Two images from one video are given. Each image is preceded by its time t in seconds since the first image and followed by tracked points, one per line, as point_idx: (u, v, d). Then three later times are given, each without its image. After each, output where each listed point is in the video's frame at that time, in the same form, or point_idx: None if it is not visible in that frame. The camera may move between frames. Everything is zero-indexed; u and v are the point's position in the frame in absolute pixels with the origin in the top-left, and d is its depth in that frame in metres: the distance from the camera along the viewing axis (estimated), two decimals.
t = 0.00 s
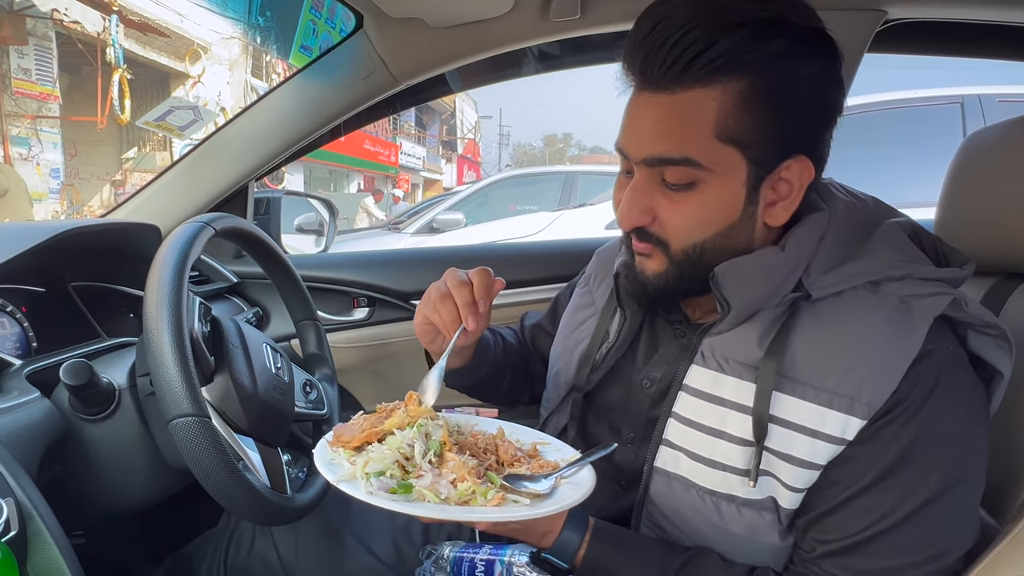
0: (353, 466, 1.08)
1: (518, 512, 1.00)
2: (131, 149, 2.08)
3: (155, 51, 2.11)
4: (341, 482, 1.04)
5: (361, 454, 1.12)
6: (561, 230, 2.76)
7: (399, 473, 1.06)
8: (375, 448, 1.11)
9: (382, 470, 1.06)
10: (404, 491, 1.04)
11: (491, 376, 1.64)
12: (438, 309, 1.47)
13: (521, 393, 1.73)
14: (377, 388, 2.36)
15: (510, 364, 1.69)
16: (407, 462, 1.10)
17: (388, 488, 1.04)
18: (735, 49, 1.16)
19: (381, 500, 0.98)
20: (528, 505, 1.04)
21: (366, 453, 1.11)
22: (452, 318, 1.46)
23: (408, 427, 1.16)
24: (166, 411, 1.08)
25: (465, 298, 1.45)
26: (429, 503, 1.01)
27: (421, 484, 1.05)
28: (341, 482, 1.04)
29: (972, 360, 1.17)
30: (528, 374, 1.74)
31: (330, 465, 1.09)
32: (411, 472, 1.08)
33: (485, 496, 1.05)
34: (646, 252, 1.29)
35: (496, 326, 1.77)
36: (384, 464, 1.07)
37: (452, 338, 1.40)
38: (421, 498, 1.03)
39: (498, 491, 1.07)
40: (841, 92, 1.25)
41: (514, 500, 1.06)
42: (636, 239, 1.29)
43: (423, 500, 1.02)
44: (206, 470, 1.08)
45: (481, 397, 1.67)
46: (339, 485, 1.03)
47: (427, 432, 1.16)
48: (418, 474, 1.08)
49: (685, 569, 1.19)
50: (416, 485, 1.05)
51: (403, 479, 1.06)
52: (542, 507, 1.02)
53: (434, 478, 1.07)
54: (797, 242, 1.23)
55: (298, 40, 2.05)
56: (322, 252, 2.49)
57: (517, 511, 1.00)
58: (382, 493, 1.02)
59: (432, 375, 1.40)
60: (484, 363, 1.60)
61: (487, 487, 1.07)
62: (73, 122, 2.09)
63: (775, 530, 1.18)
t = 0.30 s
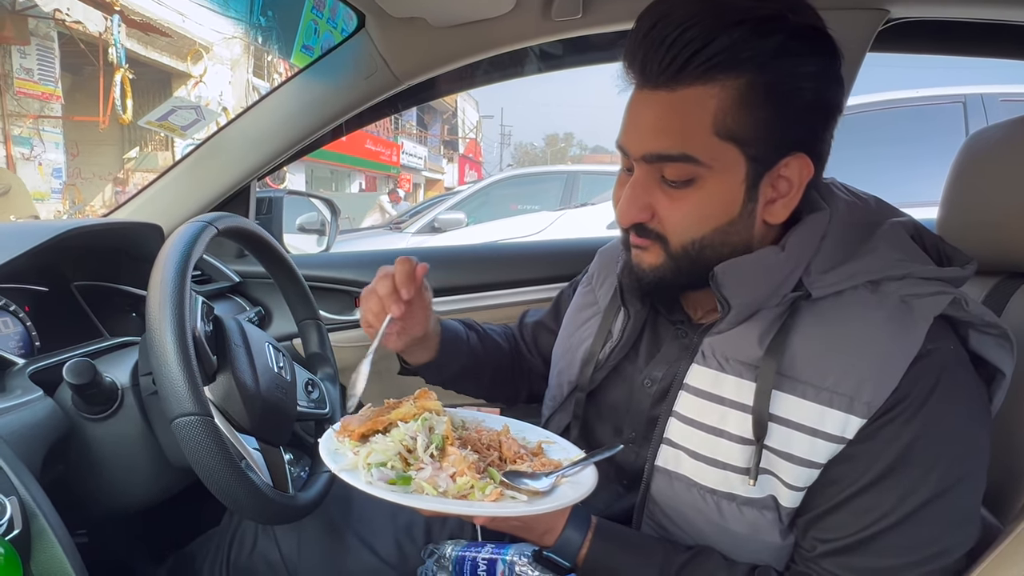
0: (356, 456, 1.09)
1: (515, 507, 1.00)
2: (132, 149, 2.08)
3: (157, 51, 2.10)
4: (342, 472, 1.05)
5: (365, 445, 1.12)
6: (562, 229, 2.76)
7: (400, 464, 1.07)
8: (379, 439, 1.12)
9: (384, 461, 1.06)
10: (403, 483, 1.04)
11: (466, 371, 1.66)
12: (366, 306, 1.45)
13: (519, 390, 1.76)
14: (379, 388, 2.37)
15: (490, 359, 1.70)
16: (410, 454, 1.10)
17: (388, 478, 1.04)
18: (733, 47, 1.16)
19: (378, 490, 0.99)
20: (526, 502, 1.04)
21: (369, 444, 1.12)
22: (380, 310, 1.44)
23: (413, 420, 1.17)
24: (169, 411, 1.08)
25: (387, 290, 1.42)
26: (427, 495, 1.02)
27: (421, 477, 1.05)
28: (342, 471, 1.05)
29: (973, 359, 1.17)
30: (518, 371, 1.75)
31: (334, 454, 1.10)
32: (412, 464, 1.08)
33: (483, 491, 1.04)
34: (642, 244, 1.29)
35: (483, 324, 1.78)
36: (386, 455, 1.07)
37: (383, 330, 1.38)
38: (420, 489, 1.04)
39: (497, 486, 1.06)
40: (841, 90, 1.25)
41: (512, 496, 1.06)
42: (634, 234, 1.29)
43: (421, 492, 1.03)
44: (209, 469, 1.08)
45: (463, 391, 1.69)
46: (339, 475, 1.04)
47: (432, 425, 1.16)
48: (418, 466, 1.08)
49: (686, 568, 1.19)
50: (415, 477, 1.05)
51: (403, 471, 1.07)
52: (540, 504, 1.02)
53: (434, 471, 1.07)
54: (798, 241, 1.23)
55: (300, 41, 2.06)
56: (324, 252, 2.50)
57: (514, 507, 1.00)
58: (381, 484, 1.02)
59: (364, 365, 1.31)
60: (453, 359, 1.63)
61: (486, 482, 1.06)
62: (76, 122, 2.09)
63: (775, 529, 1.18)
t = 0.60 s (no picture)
0: (349, 469, 1.08)
1: (512, 521, 0.99)
2: (133, 148, 2.07)
3: (158, 50, 2.08)
4: (335, 488, 1.03)
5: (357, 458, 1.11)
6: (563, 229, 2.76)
7: (394, 478, 1.06)
8: (371, 452, 1.11)
9: (377, 475, 1.06)
10: (397, 498, 1.03)
11: (466, 372, 1.65)
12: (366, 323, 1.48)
13: (521, 391, 1.76)
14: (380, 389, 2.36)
15: (490, 359, 1.70)
16: (403, 467, 1.09)
17: (382, 494, 1.03)
18: (729, 48, 1.15)
19: (372, 508, 0.97)
20: (523, 514, 1.03)
21: (362, 457, 1.11)
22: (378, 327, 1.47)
23: (406, 431, 1.16)
24: (167, 412, 1.08)
25: (383, 306, 1.45)
26: (423, 510, 1.01)
27: (416, 491, 1.04)
28: (336, 488, 1.03)
29: (976, 360, 1.17)
30: (518, 371, 1.75)
31: (326, 469, 1.08)
32: (406, 477, 1.08)
33: (479, 503, 1.04)
34: (641, 249, 1.29)
35: (484, 325, 1.78)
36: (380, 469, 1.06)
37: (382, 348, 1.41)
38: (415, 504, 1.03)
39: (493, 498, 1.06)
40: (840, 89, 1.24)
41: (509, 508, 1.05)
42: (633, 238, 1.29)
43: (416, 507, 1.02)
44: (207, 470, 1.08)
45: (463, 392, 1.69)
46: (333, 491, 1.02)
47: (425, 435, 1.16)
48: (412, 479, 1.07)
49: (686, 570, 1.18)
50: (410, 491, 1.04)
51: (398, 484, 1.06)
52: (537, 516, 1.01)
53: (429, 484, 1.06)
54: (799, 242, 1.22)
55: (301, 40, 2.05)
56: (325, 252, 2.50)
57: (513, 521, 1.00)
58: (375, 501, 1.01)
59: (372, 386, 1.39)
60: (454, 361, 1.62)
61: (482, 494, 1.06)
62: (78, 122, 2.05)
63: (777, 532, 1.17)
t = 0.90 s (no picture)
0: (348, 466, 1.08)
1: (510, 517, 1.00)
2: (133, 148, 2.06)
3: (158, 51, 2.10)
4: (334, 483, 1.03)
5: (356, 454, 1.11)
6: (564, 228, 2.76)
7: (392, 474, 1.06)
8: (371, 448, 1.11)
9: (376, 471, 1.05)
10: (396, 494, 1.03)
11: (478, 366, 1.65)
12: (404, 294, 1.47)
13: (526, 390, 1.75)
14: (380, 388, 2.36)
15: (502, 354, 1.69)
16: (402, 463, 1.09)
17: (380, 490, 1.03)
18: (724, 46, 1.15)
19: (371, 504, 0.98)
20: (521, 510, 1.03)
21: (361, 453, 1.11)
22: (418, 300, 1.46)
23: (406, 427, 1.16)
24: (167, 410, 1.08)
25: (428, 279, 1.44)
26: (420, 506, 1.02)
27: (414, 487, 1.05)
28: (335, 483, 1.03)
29: (974, 356, 1.17)
30: (526, 370, 1.75)
31: (326, 465, 1.09)
32: (404, 473, 1.08)
33: (477, 499, 1.04)
34: (635, 244, 1.29)
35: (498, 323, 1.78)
36: (378, 465, 1.06)
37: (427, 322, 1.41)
38: (412, 500, 1.04)
39: (492, 494, 1.06)
40: (835, 87, 1.24)
41: (507, 504, 1.05)
42: (627, 235, 1.29)
43: (415, 503, 1.03)
44: (207, 468, 1.08)
45: (475, 390, 1.69)
46: (332, 487, 1.03)
47: (424, 432, 1.15)
48: (411, 476, 1.07)
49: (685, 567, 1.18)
50: (408, 487, 1.05)
51: (396, 480, 1.06)
52: (535, 512, 1.01)
53: (427, 481, 1.07)
54: (796, 238, 1.23)
55: (300, 40, 2.06)
56: (325, 251, 2.49)
57: (510, 516, 1.00)
58: (373, 496, 1.01)
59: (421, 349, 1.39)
60: (471, 353, 1.62)
61: (480, 490, 1.06)
62: (77, 122, 2.06)
63: (775, 528, 1.17)
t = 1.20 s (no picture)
0: (346, 475, 1.08)
1: (512, 524, 1.00)
2: (132, 149, 2.06)
3: (156, 51, 2.10)
4: (332, 494, 1.03)
5: (354, 464, 1.11)
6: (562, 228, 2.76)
7: (391, 483, 1.06)
8: (369, 457, 1.11)
9: (375, 481, 1.06)
10: (396, 504, 1.04)
11: (479, 372, 1.65)
12: (403, 320, 1.48)
13: (524, 389, 1.75)
14: (379, 388, 2.36)
15: (500, 357, 1.70)
16: (401, 471, 1.10)
17: (379, 499, 1.04)
18: (718, 50, 1.15)
19: (370, 515, 0.98)
20: (523, 516, 1.03)
21: (359, 462, 1.11)
22: (418, 325, 1.47)
23: (404, 434, 1.16)
24: (166, 412, 1.08)
25: (427, 306, 1.45)
26: (421, 515, 1.02)
27: (413, 496, 1.05)
28: (333, 494, 1.03)
29: (972, 357, 1.17)
30: (524, 371, 1.75)
31: (323, 474, 1.09)
32: (403, 482, 1.08)
33: (479, 506, 1.05)
34: (634, 248, 1.29)
35: (493, 325, 1.79)
36: (377, 474, 1.06)
37: (427, 349, 1.43)
38: (412, 509, 1.03)
39: (493, 501, 1.07)
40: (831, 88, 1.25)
41: (509, 510, 1.05)
42: (625, 238, 1.29)
43: (415, 512, 1.03)
44: (207, 470, 1.08)
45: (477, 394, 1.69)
46: (330, 498, 1.03)
47: (423, 439, 1.15)
48: (410, 484, 1.07)
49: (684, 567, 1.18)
50: (408, 496, 1.05)
51: (395, 489, 1.06)
52: (536, 518, 1.01)
53: (427, 489, 1.07)
54: (795, 239, 1.23)
55: (299, 41, 2.05)
56: (323, 251, 2.49)
57: (511, 523, 1.00)
58: (373, 507, 1.02)
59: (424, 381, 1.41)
60: (471, 359, 1.63)
61: (480, 497, 1.07)
62: (75, 123, 2.08)
63: (774, 528, 1.17)
